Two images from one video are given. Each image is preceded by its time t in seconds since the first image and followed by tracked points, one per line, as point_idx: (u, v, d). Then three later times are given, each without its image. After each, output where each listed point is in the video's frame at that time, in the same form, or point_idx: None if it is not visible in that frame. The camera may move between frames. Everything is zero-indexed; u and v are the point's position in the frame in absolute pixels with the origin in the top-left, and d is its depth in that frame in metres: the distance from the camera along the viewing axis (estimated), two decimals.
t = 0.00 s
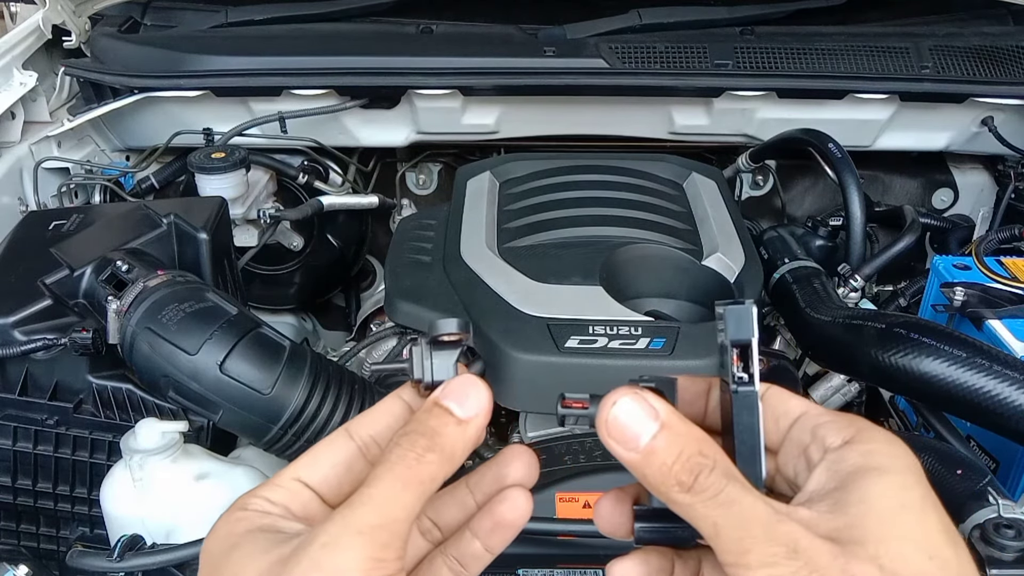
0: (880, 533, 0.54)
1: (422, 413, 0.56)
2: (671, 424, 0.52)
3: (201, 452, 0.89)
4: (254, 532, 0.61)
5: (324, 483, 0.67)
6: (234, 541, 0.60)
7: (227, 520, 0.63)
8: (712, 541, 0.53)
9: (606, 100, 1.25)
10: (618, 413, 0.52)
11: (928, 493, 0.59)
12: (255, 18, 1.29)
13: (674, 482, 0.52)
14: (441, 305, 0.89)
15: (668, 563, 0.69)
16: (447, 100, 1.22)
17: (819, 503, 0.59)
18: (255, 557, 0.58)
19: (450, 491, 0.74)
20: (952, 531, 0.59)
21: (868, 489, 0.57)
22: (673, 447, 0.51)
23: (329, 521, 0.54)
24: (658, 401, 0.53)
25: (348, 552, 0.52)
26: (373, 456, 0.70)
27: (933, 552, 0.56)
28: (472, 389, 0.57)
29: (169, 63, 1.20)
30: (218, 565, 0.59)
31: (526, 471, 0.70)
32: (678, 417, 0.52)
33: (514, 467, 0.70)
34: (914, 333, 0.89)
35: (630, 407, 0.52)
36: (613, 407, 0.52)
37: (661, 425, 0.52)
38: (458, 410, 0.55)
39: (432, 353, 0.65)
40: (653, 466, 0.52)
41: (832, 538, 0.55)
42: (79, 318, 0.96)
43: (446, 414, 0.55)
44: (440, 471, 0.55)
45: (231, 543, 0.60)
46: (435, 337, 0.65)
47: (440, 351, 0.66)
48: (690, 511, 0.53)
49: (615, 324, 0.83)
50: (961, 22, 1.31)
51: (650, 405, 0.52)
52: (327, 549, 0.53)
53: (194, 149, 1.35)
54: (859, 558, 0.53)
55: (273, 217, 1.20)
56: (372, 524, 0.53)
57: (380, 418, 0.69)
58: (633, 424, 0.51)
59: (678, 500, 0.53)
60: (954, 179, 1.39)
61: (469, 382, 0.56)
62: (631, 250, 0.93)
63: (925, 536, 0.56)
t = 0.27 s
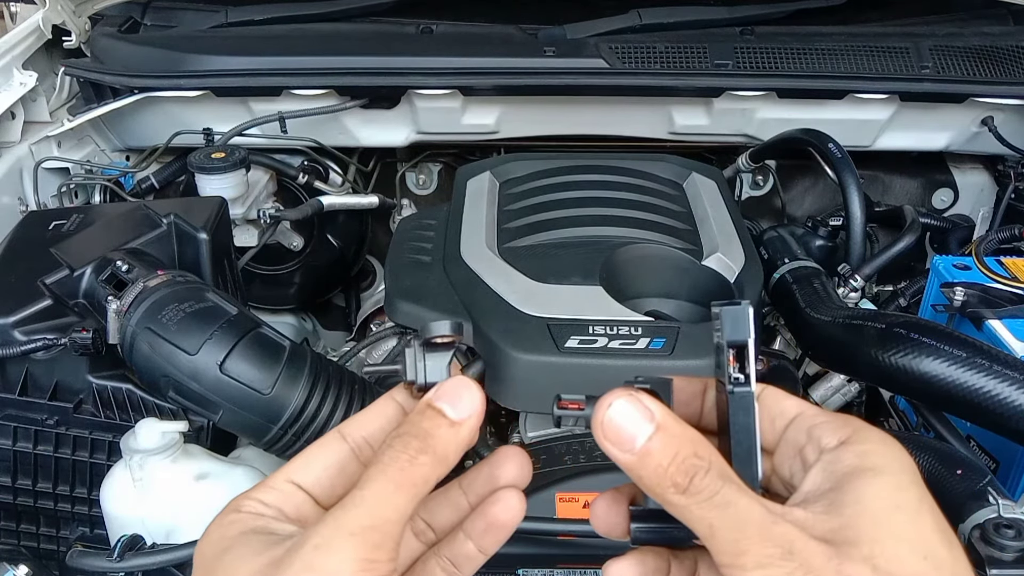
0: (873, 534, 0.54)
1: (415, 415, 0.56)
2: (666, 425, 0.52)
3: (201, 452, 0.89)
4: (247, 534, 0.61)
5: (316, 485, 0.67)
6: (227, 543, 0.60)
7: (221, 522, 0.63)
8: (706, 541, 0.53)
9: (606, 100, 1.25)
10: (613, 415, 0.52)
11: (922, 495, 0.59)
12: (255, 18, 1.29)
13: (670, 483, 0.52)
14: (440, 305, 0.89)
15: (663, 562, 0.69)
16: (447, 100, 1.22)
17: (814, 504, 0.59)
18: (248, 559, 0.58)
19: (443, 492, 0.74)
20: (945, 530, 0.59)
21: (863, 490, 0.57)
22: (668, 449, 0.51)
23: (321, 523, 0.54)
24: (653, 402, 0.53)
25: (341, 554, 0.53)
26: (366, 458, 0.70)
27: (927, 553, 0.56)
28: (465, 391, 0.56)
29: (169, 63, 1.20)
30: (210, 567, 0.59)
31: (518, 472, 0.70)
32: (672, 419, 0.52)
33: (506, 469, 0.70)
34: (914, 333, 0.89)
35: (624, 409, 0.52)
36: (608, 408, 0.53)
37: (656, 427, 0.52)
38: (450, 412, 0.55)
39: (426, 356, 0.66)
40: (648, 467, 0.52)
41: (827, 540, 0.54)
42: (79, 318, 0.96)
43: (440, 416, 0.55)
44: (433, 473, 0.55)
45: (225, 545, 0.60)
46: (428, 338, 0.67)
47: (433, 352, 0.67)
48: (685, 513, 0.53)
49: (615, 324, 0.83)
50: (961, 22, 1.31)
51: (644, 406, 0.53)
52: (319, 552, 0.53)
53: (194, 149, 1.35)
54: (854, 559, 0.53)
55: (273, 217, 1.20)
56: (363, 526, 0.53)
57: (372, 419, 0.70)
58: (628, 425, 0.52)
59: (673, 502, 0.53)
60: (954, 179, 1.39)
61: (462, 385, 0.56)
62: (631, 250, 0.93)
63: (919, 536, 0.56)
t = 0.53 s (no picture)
0: (874, 536, 0.54)
1: (422, 421, 0.57)
2: (667, 429, 0.52)
3: (201, 453, 0.89)
4: (257, 540, 0.61)
5: (326, 491, 0.67)
6: (236, 549, 0.61)
7: (230, 529, 0.63)
8: (708, 545, 0.53)
9: (606, 100, 1.25)
10: (614, 420, 0.52)
11: (923, 496, 0.59)
12: (255, 18, 1.29)
13: (672, 487, 0.52)
14: (441, 305, 0.89)
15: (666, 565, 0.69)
16: (447, 99, 1.23)
17: (815, 507, 0.59)
18: (256, 564, 0.58)
19: (450, 499, 0.74)
20: (946, 531, 0.59)
21: (864, 493, 0.57)
22: (670, 453, 0.52)
23: (331, 528, 0.54)
24: (654, 407, 0.53)
25: (349, 558, 0.53)
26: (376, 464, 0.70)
27: (929, 554, 0.56)
28: (472, 397, 0.56)
29: (169, 63, 1.20)
30: (223, 569, 0.60)
31: (526, 480, 0.70)
32: (673, 423, 0.52)
33: (514, 476, 0.70)
34: (914, 333, 0.89)
35: (626, 414, 0.52)
36: (610, 413, 0.53)
37: (658, 431, 0.52)
38: (458, 418, 0.55)
39: (434, 362, 0.66)
40: (649, 471, 0.52)
41: (828, 542, 0.54)
42: (79, 318, 0.96)
43: (447, 422, 0.55)
44: (440, 479, 0.55)
45: (235, 550, 0.60)
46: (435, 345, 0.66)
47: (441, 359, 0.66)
48: (687, 517, 0.53)
49: (615, 324, 0.83)
50: (961, 22, 1.31)
51: (646, 411, 0.53)
52: (327, 557, 0.53)
53: (194, 149, 1.35)
54: (856, 561, 0.53)
55: (272, 217, 1.20)
56: (372, 531, 0.53)
57: (381, 427, 0.69)
58: (629, 430, 0.52)
59: (674, 506, 0.53)
60: (954, 179, 1.39)
61: (469, 390, 0.56)
62: (631, 250, 0.93)
63: (920, 538, 0.56)
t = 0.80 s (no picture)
0: (883, 531, 0.54)
1: (430, 425, 0.57)
2: (674, 424, 0.52)
3: (201, 452, 0.89)
4: (265, 541, 0.61)
5: (333, 493, 0.67)
6: (245, 550, 0.61)
7: (238, 531, 0.63)
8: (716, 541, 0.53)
9: (606, 100, 1.25)
10: (619, 415, 0.52)
11: (931, 491, 0.59)
12: (255, 18, 1.29)
13: (678, 482, 0.52)
14: (441, 305, 0.89)
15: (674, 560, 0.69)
16: (446, 100, 1.23)
17: (823, 501, 0.59)
18: (264, 565, 0.58)
19: (456, 501, 0.74)
20: (954, 525, 0.59)
21: (873, 488, 0.57)
22: (678, 447, 0.51)
23: (338, 530, 0.54)
24: (661, 402, 0.53)
25: (358, 559, 0.52)
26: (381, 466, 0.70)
27: (937, 549, 0.56)
28: (480, 401, 0.57)
29: (169, 63, 1.20)
30: (229, 570, 0.60)
31: (532, 483, 0.70)
32: (681, 417, 0.52)
33: (520, 479, 0.70)
34: (914, 333, 0.89)
35: (632, 409, 0.52)
36: (617, 408, 0.52)
37: (664, 426, 0.52)
38: (465, 421, 0.56)
39: (442, 365, 0.66)
40: (656, 466, 0.52)
41: (837, 536, 0.54)
42: (79, 318, 0.96)
43: (454, 425, 0.56)
44: (447, 481, 0.55)
45: (243, 551, 0.60)
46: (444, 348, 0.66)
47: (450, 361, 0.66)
48: (693, 511, 0.53)
49: (615, 324, 0.83)
50: (960, 22, 1.31)
51: (653, 405, 0.53)
52: (334, 558, 0.53)
53: (194, 149, 1.35)
54: (862, 557, 0.53)
55: (272, 217, 1.20)
56: (380, 534, 0.53)
57: (387, 428, 0.69)
58: (635, 425, 0.52)
59: (682, 501, 0.53)
60: (955, 179, 1.39)
61: (478, 395, 0.57)
62: (631, 250, 0.93)
63: (928, 533, 0.56)
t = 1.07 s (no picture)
0: (883, 530, 0.54)
1: (435, 420, 0.57)
2: (673, 425, 0.52)
3: (201, 453, 0.89)
4: (269, 534, 0.61)
5: (337, 488, 0.67)
6: (247, 544, 0.60)
7: (241, 522, 0.63)
8: (715, 541, 0.53)
9: (606, 100, 1.25)
10: (619, 415, 0.52)
11: (933, 490, 0.59)
12: (255, 18, 1.29)
13: (677, 482, 0.52)
14: (441, 305, 0.89)
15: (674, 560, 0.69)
16: (446, 100, 1.23)
17: (823, 500, 0.59)
18: (268, 559, 0.58)
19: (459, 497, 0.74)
20: (954, 524, 0.59)
21: (872, 487, 0.57)
22: (677, 447, 0.51)
23: (342, 522, 0.54)
24: (659, 401, 0.53)
25: (361, 554, 0.52)
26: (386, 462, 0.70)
27: (938, 548, 0.56)
28: (486, 398, 0.57)
29: (169, 63, 1.20)
30: (231, 565, 0.59)
31: (534, 480, 0.70)
32: (679, 418, 0.52)
33: (523, 476, 0.70)
34: (914, 333, 0.89)
35: (632, 409, 0.52)
36: (615, 408, 0.52)
37: (663, 426, 0.52)
38: (471, 418, 0.56)
39: (449, 361, 0.66)
40: (655, 466, 0.52)
41: (837, 536, 0.54)
42: (79, 318, 0.96)
43: (461, 420, 0.56)
44: (452, 478, 0.55)
45: (246, 545, 0.60)
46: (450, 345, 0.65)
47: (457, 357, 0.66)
48: (693, 512, 0.53)
49: (615, 324, 0.83)
50: (960, 22, 1.31)
51: (651, 406, 0.52)
52: (338, 550, 0.53)
53: (194, 149, 1.35)
54: (863, 556, 0.53)
55: (272, 217, 1.20)
56: (384, 527, 0.53)
57: (392, 422, 0.70)
58: (633, 425, 0.52)
59: (681, 501, 0.53)
60: (955, 179, 1.39)
61: (486, 390, 0.57)
62: (631, 250, 0.93)
63: (928, 532, 0.56)
